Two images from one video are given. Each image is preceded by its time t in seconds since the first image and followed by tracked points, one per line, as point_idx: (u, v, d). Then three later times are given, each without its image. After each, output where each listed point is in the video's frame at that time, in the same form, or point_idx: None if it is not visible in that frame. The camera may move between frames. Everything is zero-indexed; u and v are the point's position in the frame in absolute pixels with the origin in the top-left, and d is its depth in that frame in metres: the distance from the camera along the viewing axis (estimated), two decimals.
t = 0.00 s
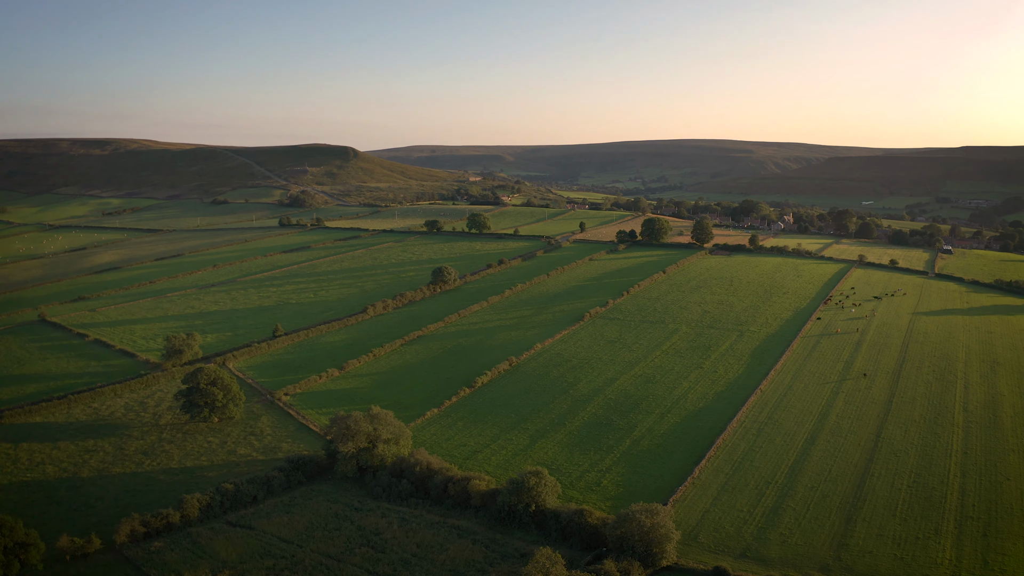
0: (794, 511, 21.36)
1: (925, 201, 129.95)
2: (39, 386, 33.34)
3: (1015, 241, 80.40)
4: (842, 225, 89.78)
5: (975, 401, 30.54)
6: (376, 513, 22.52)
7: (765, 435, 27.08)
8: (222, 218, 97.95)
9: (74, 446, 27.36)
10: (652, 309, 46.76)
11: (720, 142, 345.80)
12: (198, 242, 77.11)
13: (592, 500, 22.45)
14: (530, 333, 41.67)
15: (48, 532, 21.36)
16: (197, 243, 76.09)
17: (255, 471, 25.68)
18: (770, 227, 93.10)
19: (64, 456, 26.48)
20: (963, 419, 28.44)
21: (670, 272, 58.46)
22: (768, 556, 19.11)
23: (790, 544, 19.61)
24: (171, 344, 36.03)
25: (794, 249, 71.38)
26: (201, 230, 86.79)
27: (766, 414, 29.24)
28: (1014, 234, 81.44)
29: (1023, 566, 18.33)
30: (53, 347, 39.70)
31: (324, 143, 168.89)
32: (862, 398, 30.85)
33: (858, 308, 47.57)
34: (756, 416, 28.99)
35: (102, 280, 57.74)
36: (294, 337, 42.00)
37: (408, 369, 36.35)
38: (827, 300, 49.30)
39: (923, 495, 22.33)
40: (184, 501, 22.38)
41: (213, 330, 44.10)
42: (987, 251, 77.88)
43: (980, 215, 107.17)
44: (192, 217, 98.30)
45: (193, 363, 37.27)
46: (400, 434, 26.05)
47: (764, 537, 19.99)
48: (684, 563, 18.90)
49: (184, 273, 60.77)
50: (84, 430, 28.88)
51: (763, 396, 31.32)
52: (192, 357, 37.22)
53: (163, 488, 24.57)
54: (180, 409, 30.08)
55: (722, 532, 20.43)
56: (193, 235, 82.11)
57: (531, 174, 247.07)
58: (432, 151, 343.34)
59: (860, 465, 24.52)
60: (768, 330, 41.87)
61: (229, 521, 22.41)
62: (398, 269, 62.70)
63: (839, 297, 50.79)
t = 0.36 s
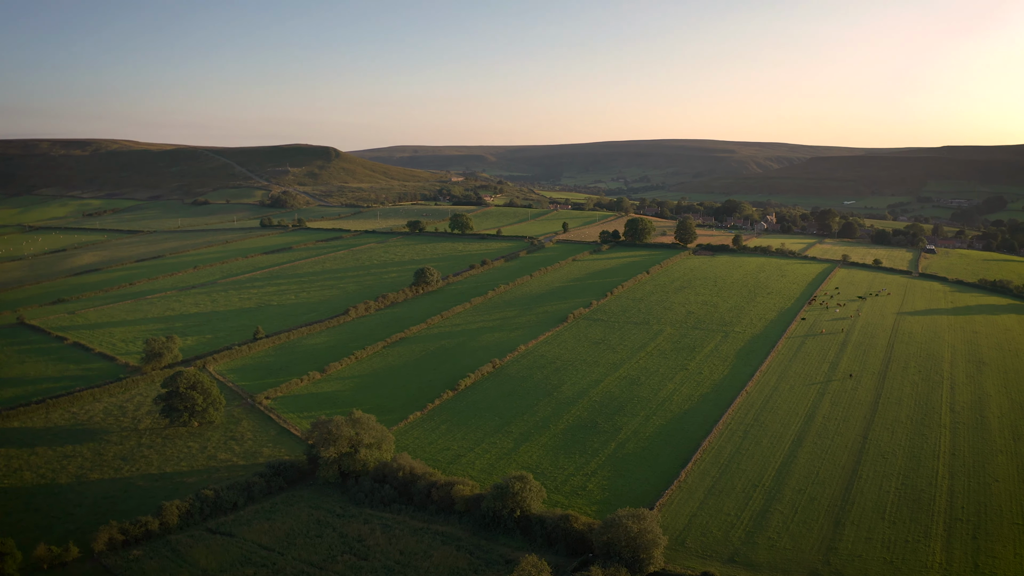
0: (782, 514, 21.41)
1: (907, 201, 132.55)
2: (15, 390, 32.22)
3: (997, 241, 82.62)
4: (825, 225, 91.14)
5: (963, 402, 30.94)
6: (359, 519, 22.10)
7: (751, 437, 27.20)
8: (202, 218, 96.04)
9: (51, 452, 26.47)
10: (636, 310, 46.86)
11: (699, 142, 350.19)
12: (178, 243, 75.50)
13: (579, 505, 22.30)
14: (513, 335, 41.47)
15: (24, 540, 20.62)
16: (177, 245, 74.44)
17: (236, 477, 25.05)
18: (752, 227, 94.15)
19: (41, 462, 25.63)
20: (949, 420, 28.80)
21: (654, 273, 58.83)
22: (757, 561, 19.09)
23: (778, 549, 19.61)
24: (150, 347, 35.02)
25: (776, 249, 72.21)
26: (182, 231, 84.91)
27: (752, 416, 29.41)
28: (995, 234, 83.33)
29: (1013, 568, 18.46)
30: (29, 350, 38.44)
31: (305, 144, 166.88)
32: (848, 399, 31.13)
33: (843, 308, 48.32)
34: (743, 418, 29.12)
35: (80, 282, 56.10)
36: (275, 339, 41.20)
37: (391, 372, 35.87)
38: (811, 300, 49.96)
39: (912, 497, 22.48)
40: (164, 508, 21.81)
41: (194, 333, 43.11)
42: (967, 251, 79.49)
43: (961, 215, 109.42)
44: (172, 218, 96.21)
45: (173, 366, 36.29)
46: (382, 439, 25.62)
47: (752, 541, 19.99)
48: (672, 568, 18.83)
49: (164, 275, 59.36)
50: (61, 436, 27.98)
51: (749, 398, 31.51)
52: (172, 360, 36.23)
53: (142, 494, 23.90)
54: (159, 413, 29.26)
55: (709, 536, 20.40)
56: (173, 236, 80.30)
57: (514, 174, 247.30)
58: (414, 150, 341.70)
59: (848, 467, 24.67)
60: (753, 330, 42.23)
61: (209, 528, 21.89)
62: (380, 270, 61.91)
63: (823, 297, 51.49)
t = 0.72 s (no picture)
0: (768, 518, 21.50)
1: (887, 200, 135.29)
2: None
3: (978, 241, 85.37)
4: (807, 225, 92.44)
5: (949, 403, 31.42)
6: (340, 526, 21.67)
7: (736, 439, 27.35)
8: (181, 220, 93.91)
9: (26, 458, 25.50)
10: (619, 311, 46.95)
11: (677, 143, 354.42)
12: (157, 245, 73.76)
13: (562, 510, 22.12)
14: (495, 337, 41.19)
15: None
16: (156, 246, 72.59)
17: (215, 483, 24.37)
18: (733, 228, 95.31)
19: (16, 468, 24.70)
20: (935, 421, 29.24)
21: (637, 273, 59.15)
22: (744, 566, 19.11)
23: (765, 553, 19.66)
24: (128, 350, 33.97)
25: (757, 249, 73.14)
26: (161, 232, 82.87)
27: (737, 417, 29.61)
28: (977, 233, 85.86)
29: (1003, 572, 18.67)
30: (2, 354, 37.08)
31: (284, 144, 164.57)
32: (833, 400, 31.50)
33: (826, 308, 49.10)
34: (728, 420, 29.31)
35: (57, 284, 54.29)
36: (254, 342, 40.32)
37: (372, 375, 35.32)
38: (795, 300, 50.65)
39: (900, 500, 22.72)
40: (142, 515, 21.20)
41: (172, 335, 42.02)
42: (948, 250, 81.25)
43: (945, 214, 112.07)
44: (150, 219, 93.92)
45: (152, 370, 35.26)
46: (363, 443, 25.14)
47: (739, 546, 20.03)
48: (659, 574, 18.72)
49: (143, 277, 57.81)
50: (36, 442, 26.99)
51: (733, 399, 31.75)
52: (150, 364, 35.17)
53: (120, 500, 23.15)
54: (137, 418, 28.38)
55: (695, 541, 20.39)
56: (152, 237, 78.32)
57: (496, 174, 247.14)
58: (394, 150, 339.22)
59: (834, 469, 24.91)
60: (737, 331, 42.62)
61: (187, 536, 21.34)
62: (360, 271, 61.07)
63: (806, 297, 52.34)
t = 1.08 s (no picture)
0: (756, 522, 21.57)
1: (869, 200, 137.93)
2: None
3: (960, 240, 87.62)
4: (790, 224, 93.74)
5: (936, 404, 31.93)
6: (322, 532, 21.22)
7: (722, 442, 27.48)
8: (159, 220, 91.98)
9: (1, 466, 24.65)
10: (604, 312, 47.01)
11: (655, 142, 360.75)
12: (135, 246, 72.13)
13: (548, 516, 21.92)
14: (478, 339, 40.91)
15: None
16: (137, 247, 70.88)
17: (195, 489, 23.72)
18: (715, 228, 96.36)
19: None
20: (922, 423, 29.68)
21: (620, 273, 59.39)
22: (732, 571, 19.11)
23: (753, 558, 19.69)
24: (107, 353, 33.01)
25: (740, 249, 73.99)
26: (142, 233, 80.91)
27: (723, 420, 29.76)
28: (959, 233, 88.51)
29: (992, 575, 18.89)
30: None
31: (264, 145, 162.27)
32: (818, 402, 31.85)
33: (811, 309, 49.80)
34: (714, 422, 29.47)
35: (38, 287, 52.58)
36: (235, 344, 39.52)
37: (354, 378, 34.79)
38: (780, 301, 51.29)
39: (888, 502, 22.95)
40: (121, 523, 20.62)
41: (152, 338, 41.02)
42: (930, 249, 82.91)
43: (926, 213, 114.86)
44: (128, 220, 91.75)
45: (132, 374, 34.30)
46: (345, 448, 24.64)
47: (727, 551, 20.06)
48: None
49: (122, 278, 56.38)
50: (12, 448, 26.10)
51: (720, 401, 31.94)
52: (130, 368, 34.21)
53: (98, 507, 22.48)
54: (116, 423, 27.55)
55: (681, 547, 20.38)
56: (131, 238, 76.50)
57: (479, 174, 246.88)
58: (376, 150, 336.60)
59: (821, 472, 25.14)
60: (721, 332, 42.97)
61: (166, 544, 20.78)
62: (342, 272, 60.28)
63: (792, 296, 53.23)
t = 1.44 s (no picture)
0: (745, 526, 21.67)
1: (852, 200, 140.11)
2: None
3: (943, 241, 89.32)
4: (773, 224, 94.86)
5: (923, 405, 32.45)
6: (305, 539, 20.81)
7: (709, 445, 27.62)
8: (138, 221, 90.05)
9: None
10: (589, 313, 47.07)
11: (636, 142, 363.69)
12: (114, 247, 70.51)
13: (534, 522, 21.73)
14: (462, 340, 40.62)
15: None
16: (116, 249, 69.27)
17: (176, 495, 23.12)
18: (698, 228, 97.20)
19: None
20: (911, 425, 30.13)
21: (605, 274, 59.52)
22: None
23: (742, 563, 19.76)
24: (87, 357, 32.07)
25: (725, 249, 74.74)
26: (122, 234, 79.09)
27: (710, 422, 29.91)
28: (943, 233, 90.67)
29: None
30: None
31: (245, 145, 159.91)
32: (806, 403, 32.18)
33: (797, 309, 50.41)
34: (702, 424, 29.61)
35: (15, 289, 51.02)
36: (216, 347, 38.70)
37: (337, 381, 34.28)
38: (767, 301, 51.91)
39: (878, 505, 23.22)
40: (100, 531, 20.06)
41: (133, 341, 40.04)
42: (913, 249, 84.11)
43: (909, 212, 117.45)
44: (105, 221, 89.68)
45: (112, 377, 33.37)
46: (328, 453, 24.20)
47: (716, 556, 20.11)
48: None
49: (102, 280, 55.06)
50: None
51: (707, 403, 32.10)
52: (110, 371, 33.25)
53: (78, 514, 21.84)
54: (95, 427, 26.76)
55: (669, 551, 20.40)
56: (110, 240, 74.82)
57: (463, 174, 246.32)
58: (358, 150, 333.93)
59: (810, 474, 25.39)
60: (707, 332, 43.26)
61: (146, 552, 20.25)
62: (324, 274, 59.51)
63: (779, 297, 53.84)
